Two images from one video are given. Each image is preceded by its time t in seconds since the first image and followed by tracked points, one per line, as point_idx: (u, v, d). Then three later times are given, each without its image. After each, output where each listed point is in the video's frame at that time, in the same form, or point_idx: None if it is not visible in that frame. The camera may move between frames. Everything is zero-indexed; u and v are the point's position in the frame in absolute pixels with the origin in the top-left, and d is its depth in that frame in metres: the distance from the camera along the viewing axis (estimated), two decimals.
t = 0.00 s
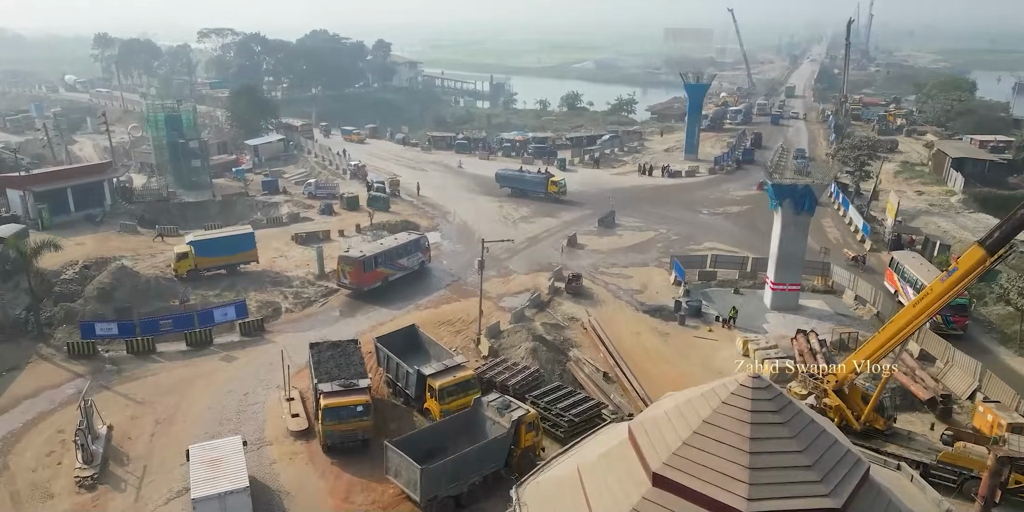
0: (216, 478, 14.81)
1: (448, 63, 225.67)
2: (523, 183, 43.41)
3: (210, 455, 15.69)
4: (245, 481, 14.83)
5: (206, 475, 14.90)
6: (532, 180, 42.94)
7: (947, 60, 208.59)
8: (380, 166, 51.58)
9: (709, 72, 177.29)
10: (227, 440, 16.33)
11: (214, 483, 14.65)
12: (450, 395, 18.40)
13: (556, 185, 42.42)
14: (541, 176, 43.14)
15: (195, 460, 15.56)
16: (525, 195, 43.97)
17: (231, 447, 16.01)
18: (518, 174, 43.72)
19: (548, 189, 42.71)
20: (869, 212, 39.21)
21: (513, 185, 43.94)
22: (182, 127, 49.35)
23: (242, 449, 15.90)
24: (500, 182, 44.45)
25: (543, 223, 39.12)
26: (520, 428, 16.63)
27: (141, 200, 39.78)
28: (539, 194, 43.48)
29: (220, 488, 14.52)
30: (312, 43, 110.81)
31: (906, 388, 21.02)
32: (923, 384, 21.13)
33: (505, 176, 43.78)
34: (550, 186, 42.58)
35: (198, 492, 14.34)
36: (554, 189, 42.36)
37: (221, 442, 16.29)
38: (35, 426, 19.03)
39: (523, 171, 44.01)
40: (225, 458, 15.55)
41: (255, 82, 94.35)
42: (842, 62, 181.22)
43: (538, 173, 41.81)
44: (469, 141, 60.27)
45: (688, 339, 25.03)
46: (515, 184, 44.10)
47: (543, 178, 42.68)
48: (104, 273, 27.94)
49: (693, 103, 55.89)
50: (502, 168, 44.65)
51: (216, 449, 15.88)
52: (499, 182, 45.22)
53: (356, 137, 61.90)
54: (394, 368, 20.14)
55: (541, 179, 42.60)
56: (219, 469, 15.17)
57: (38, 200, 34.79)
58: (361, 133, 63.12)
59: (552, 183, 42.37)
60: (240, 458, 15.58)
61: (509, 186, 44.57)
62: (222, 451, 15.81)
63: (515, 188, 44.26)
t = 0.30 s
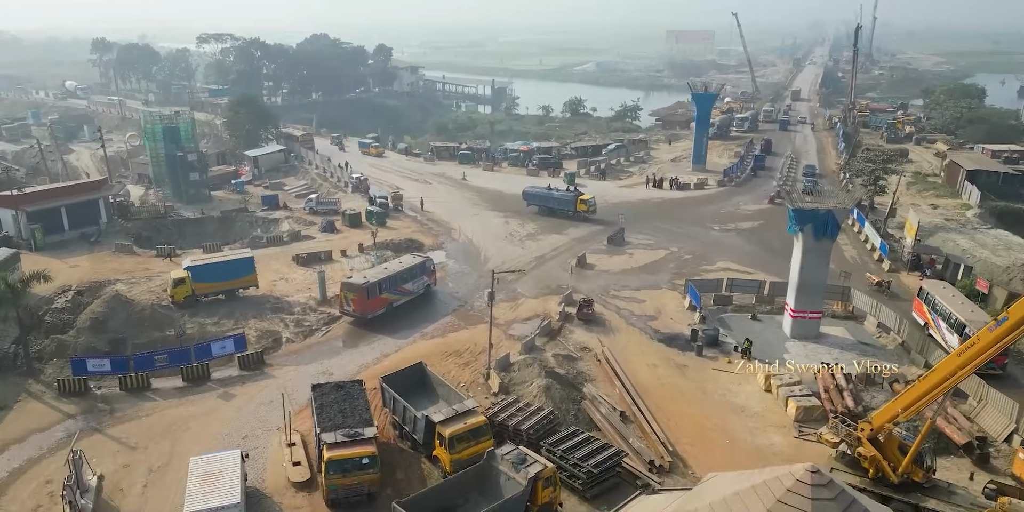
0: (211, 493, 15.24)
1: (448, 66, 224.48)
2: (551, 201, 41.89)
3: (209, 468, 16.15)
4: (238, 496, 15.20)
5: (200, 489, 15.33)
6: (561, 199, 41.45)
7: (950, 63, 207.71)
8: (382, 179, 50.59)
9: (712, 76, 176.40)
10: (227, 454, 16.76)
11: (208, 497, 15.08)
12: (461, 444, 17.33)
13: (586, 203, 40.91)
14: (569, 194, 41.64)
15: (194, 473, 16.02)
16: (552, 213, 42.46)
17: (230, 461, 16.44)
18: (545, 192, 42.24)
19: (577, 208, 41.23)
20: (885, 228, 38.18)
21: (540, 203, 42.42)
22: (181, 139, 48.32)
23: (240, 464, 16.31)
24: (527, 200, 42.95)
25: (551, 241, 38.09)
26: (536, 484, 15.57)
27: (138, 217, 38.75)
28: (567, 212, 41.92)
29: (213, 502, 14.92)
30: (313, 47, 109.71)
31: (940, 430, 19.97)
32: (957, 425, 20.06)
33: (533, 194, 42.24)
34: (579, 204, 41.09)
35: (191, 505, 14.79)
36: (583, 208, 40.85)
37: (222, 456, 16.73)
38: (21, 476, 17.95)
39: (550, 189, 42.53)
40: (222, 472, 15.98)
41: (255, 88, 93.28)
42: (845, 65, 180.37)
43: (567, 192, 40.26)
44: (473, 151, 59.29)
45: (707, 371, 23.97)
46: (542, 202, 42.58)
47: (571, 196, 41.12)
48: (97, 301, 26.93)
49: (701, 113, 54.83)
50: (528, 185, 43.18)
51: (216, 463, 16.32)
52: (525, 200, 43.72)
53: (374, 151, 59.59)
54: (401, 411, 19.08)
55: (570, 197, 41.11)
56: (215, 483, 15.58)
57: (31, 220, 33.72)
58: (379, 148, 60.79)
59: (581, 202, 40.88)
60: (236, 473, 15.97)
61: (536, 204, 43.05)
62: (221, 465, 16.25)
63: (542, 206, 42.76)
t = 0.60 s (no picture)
0: (211, 506, 15.64)
1: (449, 68, 223.35)
2: (582, 220, 39.99)
3: (215, 480, 16.59)
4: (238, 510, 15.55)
5: (204, 503, 15.75)
6: (592, 218, 39.44)
7: (954, 65, 206.71)
8: (385, 191, 49.65)
9: (714, 79, 175.36)
10: (234, 465, 17.15)
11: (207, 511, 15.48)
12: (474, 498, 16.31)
13: (618, 223, 38.77)
14: (601, 213, 39.51)
15: (201, 485, 16.49)
16: (583, 232, 40.54)
17: (236, 473, 16.82)
18: (575, 211, 40.31)
19: (609, 227, 38.99)
20: (902, 245, 37.16)
21: (570, 222, 40.61)
22: (179, 152, 47.33)
23: (245, 476, 16.66)
24: (557, 218, 41.27)
25: (559, 259, 37.06)
26: None
27: (135, 234, 37.77)
28: (600, 231, 39.97)
29: None
30: (313, 52, 108.64)
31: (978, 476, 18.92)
32: (996, 471, 19.03)
33: (562, 213, 40.38)
34: (611, 224, 38.89)
35: None
36: (615, 228, 38.71)
37: (229, 467, 17.12)
38: None
39: (582, 207, 40.55)
40: (227, 484, 16.37)
41: (255, 94, 92.29)
42: (848, 68, 179.56)
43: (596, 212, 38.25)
44: (477, 162, 58.29)
45: (728, 406, 22.92)
46: (572, 221, 40.67)
47: (602, 216, 39.02)
48: (91, 329, 25.93)
49: (709, 122, 53.78)
50: (559, 203, 41.44)
51: (222, 475, 16.71)
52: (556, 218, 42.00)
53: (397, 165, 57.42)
54: (410, 458, 18.05)
55: (601, 217, 39.00)
56: (218, 497, 15.97)
57: (24, 240, 32.70)
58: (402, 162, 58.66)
59: (613, 221, 38.67)
60: (239, 485, 16.33)
61: (566, 222, 41.17)
62: (227, 477, 16.65)
63: (573, 226, 40.90)
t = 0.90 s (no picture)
0: (226, 504, 15.63)
1: (450, 69, 222.21)
2: (616, 235, 38.28)
3: (234, 478, 16.65)
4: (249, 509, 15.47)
5: (220, 499, 15.81)
6: (626, 233, 37.80)
7: (957, 67, 205.85)
8: (389, 200, 48.61)
9: (716, 80, 174.31)
10: (255, 466, 17.20)
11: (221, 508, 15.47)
12: None
13: (655, 240, 37.20)
14: (637, 229, 37.93)
15: (220, 483, 16.56)
16: (615, 248, 38.80)
17: (256, 473, 16.85)
18: (609, 226, 38.62)
19: (646, 244, 37.42)
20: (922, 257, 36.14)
21: (603, 237, 38.78)
22: (178, 159, 46.26)
23: (263, 477, 16.64)
24: (588, 233, 39.38)
25: (569, 271, 36.00)
26: None
27: (133, 246, 36.70)
28: (633, 248, 38.24)
29: None
30: (313, 54, 107.57)
31: None
32: None
33: (594, 226, 38.66)
34: (647, 240, 37.32)
35: None
36: (652, 245, 37.10)
37: (251, 467, 17.18)
38: None
39: (615, 223, 38.92)
40: (244, 482, 16.41)
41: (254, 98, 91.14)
42: (851, 70, 178.64)
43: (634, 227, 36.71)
44: (481, 169, 57.22)
45: (755, 433, 21.83)
46: (604, 236, 38.93)
47: (639, 231, 37.46)
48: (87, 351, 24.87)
49: (719, 128, 52.67)
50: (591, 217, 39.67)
51: (242, 474, 16.78)
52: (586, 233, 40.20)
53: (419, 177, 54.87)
54: (423, 497, 16.94)
55: (637, 232, 37.45)
56: (233, 495, 15.99)
57: (18, 254, 31.63)
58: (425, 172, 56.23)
59: (650, 237, 37.15)
60: (255, 485, 16.31)
61: (597, 237, 39.40)
62: (246, 476, 16.68)
63: (605, 241, 39.13)
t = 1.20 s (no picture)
0: (284, 487, 16.01)
1: (452, 70, 221.21)
2: (666, 246, 36.42)
3: (295, 463, 17.05)
4: (303, 494, 15.73)
5: (280, 481, 16.26)
6: (677, 243, 35.89)
7: (962, 66, 205.12)
8: (404, 203, 47.76)
9: (721, 81, 173.41)
10: (317, 452, 17.59)
11: (279, 491, 15.86)
12: None
13: (707, 251, 35.04)
14: (689, 239, 35.92)
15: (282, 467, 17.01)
16: (666, 259, 36.91)
17: (316, 459, 17.21)
18: (659, 235, 36.80)
19: (698, 256, 35.35)
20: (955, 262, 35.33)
21: (652, 248, 37.01)
22: (189, 162, 45.30)
23: (321, 464, 16.96)
24: (637, 242, 37.71)
25: (594, 278, 35.14)
26: None
27: (146, 251, 35.86)
28: (686, 259, 36.23)
29: (279, 498, 15.60)
30: (318, 54, 106.66)
31: None
32: None
33: (643, 236, 36.95)
34: (700, 252, 35.23)
35: (262, 495, 15.68)
36: (704, 256, 35.00)
37: (313, 453, 17.61)
38: None
39: (667, 232, 37.02)
40: (303, 468, 16.77)
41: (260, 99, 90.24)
42: (857, 70, 177.81)
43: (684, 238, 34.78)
44: (495, 171, 56.38)
45: (804, 451, 20.96)
46: (655, 246, 37.12)
47: (691, 242, 35.45)
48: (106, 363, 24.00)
49: (737, 130, 51.83)
50: (641, 226, 38.02)
51: (303, 459, 17.20)
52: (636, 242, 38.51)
53: (454, 183, 52.77)
54: None
55: (688, 243, 35.49)
56: (292, 478, 16.39)
57: (31, 261, 30.78)
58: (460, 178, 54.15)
59: (702, 248, 35.07)
60: (314, 470, 16.64)
61: (648, 247, 37.62)
62: (306, 461, 17.07)
63: (655, 251, 37.31)
